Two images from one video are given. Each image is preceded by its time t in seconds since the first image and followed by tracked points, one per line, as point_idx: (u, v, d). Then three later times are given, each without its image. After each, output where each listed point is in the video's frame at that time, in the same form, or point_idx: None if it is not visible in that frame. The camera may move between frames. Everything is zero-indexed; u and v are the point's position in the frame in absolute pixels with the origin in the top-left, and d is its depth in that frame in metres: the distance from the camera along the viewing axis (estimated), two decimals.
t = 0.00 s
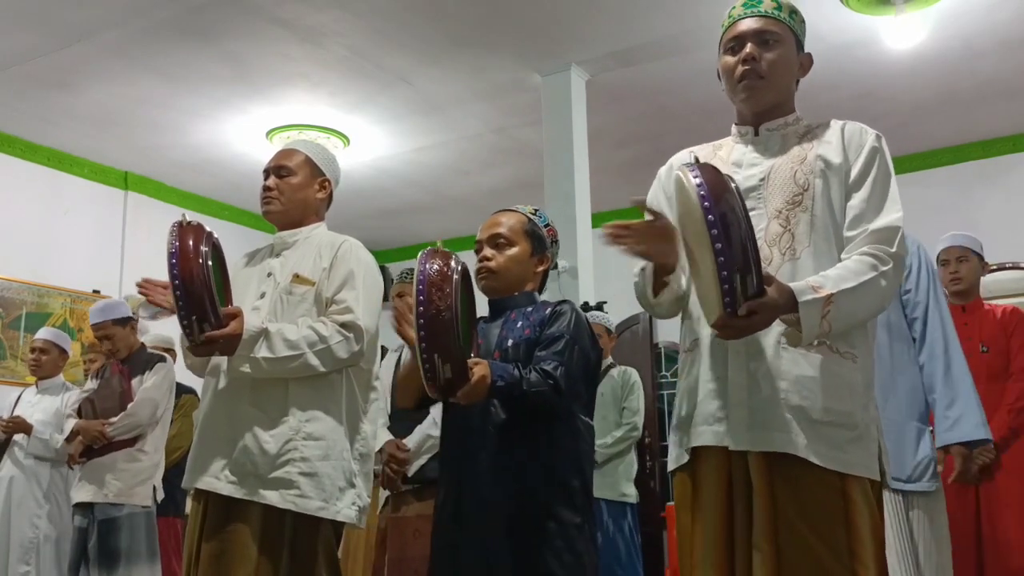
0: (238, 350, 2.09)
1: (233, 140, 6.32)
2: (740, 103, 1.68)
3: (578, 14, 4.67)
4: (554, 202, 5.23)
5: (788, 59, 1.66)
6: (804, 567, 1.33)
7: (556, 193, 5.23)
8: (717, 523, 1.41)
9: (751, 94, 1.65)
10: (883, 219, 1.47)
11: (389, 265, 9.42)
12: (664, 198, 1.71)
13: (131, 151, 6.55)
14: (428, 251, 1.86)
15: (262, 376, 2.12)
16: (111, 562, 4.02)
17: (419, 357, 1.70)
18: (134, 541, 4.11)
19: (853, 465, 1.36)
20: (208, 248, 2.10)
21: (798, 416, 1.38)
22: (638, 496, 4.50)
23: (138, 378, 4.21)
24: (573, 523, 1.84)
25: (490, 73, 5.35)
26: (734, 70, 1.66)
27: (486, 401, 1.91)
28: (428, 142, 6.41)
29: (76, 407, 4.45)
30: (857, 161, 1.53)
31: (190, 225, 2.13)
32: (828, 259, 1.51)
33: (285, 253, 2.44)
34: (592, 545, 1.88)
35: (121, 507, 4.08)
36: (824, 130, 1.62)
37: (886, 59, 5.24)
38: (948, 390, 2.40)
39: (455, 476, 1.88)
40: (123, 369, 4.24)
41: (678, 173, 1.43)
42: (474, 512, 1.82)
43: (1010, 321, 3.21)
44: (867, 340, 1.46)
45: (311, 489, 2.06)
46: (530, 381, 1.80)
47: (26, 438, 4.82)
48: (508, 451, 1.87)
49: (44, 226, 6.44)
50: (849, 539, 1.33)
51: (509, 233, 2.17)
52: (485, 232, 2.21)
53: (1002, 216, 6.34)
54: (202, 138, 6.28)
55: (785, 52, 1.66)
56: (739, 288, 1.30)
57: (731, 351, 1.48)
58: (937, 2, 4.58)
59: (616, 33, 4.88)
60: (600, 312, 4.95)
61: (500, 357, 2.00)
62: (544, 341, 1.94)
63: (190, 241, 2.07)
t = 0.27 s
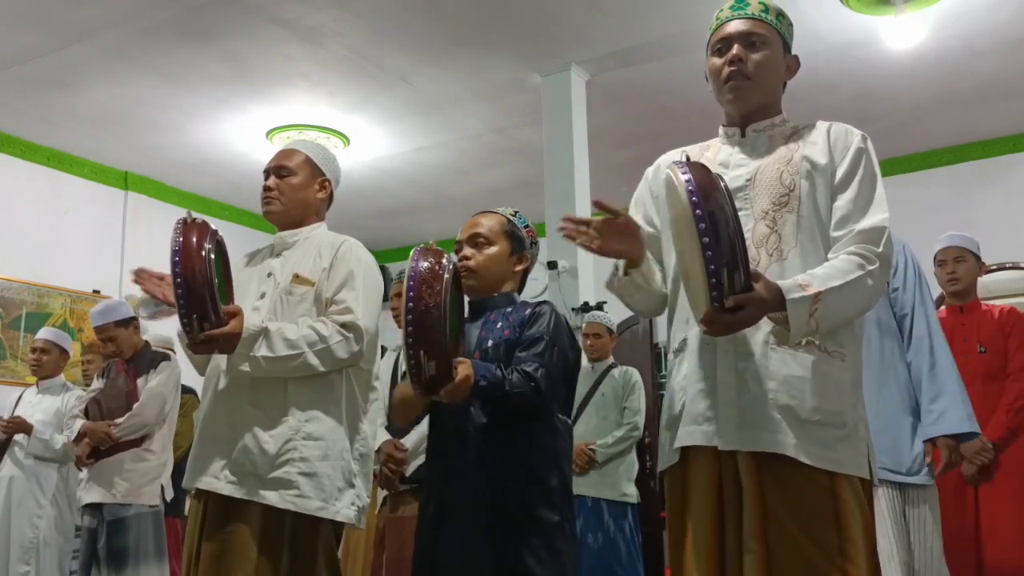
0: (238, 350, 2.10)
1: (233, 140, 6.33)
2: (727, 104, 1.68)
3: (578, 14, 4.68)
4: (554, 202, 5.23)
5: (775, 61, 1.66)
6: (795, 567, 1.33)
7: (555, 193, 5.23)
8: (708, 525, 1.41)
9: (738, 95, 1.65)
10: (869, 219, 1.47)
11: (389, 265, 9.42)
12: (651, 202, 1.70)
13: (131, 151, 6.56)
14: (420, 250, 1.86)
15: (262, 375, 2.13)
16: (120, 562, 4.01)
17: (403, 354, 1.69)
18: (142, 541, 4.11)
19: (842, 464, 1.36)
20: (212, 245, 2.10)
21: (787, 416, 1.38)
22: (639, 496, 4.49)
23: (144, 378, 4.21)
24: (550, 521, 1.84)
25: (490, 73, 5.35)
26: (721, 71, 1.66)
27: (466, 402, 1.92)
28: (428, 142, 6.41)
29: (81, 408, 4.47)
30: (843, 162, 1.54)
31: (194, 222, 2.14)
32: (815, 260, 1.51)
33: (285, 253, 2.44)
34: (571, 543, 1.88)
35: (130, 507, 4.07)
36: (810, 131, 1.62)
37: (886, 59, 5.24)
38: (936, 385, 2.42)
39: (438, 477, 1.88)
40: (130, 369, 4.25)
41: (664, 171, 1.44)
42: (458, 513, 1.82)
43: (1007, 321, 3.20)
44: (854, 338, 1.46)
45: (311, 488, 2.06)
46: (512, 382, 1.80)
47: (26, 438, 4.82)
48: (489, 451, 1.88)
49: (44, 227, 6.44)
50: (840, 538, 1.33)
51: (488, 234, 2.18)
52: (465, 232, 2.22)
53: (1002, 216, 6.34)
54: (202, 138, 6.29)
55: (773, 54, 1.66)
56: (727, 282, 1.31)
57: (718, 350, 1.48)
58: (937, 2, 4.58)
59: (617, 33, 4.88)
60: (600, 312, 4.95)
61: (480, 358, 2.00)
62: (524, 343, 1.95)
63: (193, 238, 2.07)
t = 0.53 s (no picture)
0: (240, 353, 2.10)
1: (233, 140, 6.33)
2: (715, 108, 1.68)
3: (578, 14, 4.68)
4: (553, 202, 5.23)
5: (763, 64, 1.66)
6: (790, 567, 1.33)
7: (555, 193, 5.23)
8: (703, 528, 1.41)
9: (725, 99, 1.65)
10: (857, 221, 1.47)
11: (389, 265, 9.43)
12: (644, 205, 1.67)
13: (132, 151, 6.56)
14: (410, 252, 1.85)
15: (262, 377, 2.13)
16: (122, 561, 4.01)
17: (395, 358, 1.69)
18: (146, 540, 4.13)
19: (835, 464, 1.36)
20: (212, 251, 2.11)
21: (780, 418, 1.38)
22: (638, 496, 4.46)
23: (148, 378, 4.23)
24: (535, 519, 1.84)
25: (490, 73, 5.35)
26: (709, 75, 1.66)
27: (451, 402, 1.92)
28: (428, 142, 6.41)
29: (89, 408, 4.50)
30: (831, 164, 1.53)
31: (193, 227, 2.14)
32: (805, 262, 1.51)
33: (285, 254, 2.44)
34: (554, 543, 1.88)
35: (134, 507, 4.08)
36: (798, 134, 1.62)
37: (886, 59, 5.24)
38: (943, 386, 2.32)
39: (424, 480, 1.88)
40: (136, 369, 4.28)
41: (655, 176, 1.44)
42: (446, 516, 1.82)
43: (1003, 322, 3.20)
44: (846, 341, 1.46)
45: (311, 489, 2.06)
46: (495, 384, 1.80)
47: (26, 438, 4.83)
48: (474, 451, 1.88)
49: (44, 227, 6.45)
50: (834, 538, 1.33)
51: (473, 237, 2.17)
52: (450, 236, 2.21)
53: (1002, 216, 6.33)
54: (202, 138, 6.29)
55: (760, 57, 1.66)
56: (721, 285, 1.30)
57: (711, 354, 1.49)
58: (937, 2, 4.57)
59: (616, 33, 4.88)
60: (600, 312, 4.95)
61: (465, 359, 2.01)
62: (508, 345, 1.95)
63: (193, 243, 2.08)
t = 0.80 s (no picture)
0: (238, 349, 2.11)
1: (233, 140, 6.33)
2: (710, 110, 1.68)
3: (578, 14, 4.68)
4: (553, 202, 5.23)
5: (757, 66, 1.66)
6: (788, 566, 1.33)
7: (554, 193, 5.23)
8: (702, 529, 1.40)
9: (720, 101, 1.65)
10: (851, 224, 1.47)
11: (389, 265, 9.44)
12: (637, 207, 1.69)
13: (132, 151, 6.57)
14: (399, 257, 1.85)
15: (262, 375, 2.13)
16: (121, 561, 4.02)
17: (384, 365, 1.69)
18: (145, 540, 4.13)
19: (831, 464, 1.36)
20: (208, 247, 2.11)
21: (777, 418, 1.38)
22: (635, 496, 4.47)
23: (153, 377, 4.23)
24: (524, 518, 1.85)
25: (490, 73, 5.35)
26: (703, 77, 1.66)
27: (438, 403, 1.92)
28: (428, 142, 6.41)
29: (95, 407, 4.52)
30: (826, 166, 1.53)
31: (189, 223, 2.14)
32: (800, 264, 1.51)
33: (285, 253, 2.44)
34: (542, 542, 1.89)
35: (134, 507, 4.08)
36: (793, 136, 1.62)
37: (886, 59, 5.24)
38: (950, 386, 2.32)
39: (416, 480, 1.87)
40: (141, 369, 4.28)
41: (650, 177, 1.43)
42: (440, 515, 1.82)
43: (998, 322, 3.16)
44: (841, 342, 1.46)
45: (311, 488, 2.06)
46: (485, 387, 1.81)
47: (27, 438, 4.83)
48: (463, 450, 1.88)
49: (44, 227, 6.45)
50: (831, 536, 1.33)
51: (457, 241, 2.19)
52: (433, 241, 2.23)
53: (1002, 217, 6.33)
54: (202, 138, 6.29)
55: (754, 59, 1.66)
56: (712, 287, 1.30)
57: (707, 355, 1.49)
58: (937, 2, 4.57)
59: (617, 33, 4.88)
60: (599, 312, 4.95)
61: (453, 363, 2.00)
62: (496, 348, 1.95)
63: (189, 239, 2.08)
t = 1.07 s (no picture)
0: (238, 352, 2.09)
1: (233, 140, 6.33)
2: (712, 109, 1.68)
3: (578, 14, 4.68)
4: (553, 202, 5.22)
5: (759, 65, 1.66)
6: (787, 567, 1.33)
7: (554, 193, 5.23)
8: (702, 529, 1.41)
9: (721, 100, 1.65)
10: (855, 222, 1.46)
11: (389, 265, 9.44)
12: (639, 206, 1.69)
13: (132, 151, 6.57)
14: (400, 266, 1.86)
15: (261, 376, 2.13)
16: (119, 560, 4.03)
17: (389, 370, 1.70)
18: (144, 540, 4.13)
19: (833, 466, 1.36)
20: (207, 251, 2.12)
21: (779, 418, 1.38)
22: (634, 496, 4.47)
23: (154, 378, 4.22)
24: (521, 519, 1.85)
25: (490, 73, 5.35)
26: (705, 76, 1.66)
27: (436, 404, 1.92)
28: (428, 142, 6.41)
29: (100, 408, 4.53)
30: (828, 166, 1.53)
31: (189, 227, 2.15)
32: (803, 264, 1.51)
33: (284, 253, 2.44)
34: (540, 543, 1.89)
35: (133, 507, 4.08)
36: (795, 136, 1.62)
37: (886, 59, 5.24)
38: (951, 389, 2.29)
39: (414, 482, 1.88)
40: (144, 370, 4.27)
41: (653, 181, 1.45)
42: (437, 516, 1.82)
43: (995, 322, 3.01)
44: (844, 342, 1.46)
45: (311, 488, 2.06)
46: (488, 394, 1.81)
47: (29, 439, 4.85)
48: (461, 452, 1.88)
49: (44, 227, 6.45)
50: (831, 536, 1.33)
51: (454, 242, 2.18)
52: (428, 242, 2.22)
53: (1002, 217, 6.33)
54: (202, 138, 6.29)
55: (756, 58, 1.66)
56: (711, 289, 1.31)
57: (710, 355, 1.49)
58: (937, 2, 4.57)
59: (616, 33, 4.88)
60: (599, 312, 4.95)
61: (452, 367, 1.98)
62: (496, 352, 1.96)
63: (188, 243, 2.08)
